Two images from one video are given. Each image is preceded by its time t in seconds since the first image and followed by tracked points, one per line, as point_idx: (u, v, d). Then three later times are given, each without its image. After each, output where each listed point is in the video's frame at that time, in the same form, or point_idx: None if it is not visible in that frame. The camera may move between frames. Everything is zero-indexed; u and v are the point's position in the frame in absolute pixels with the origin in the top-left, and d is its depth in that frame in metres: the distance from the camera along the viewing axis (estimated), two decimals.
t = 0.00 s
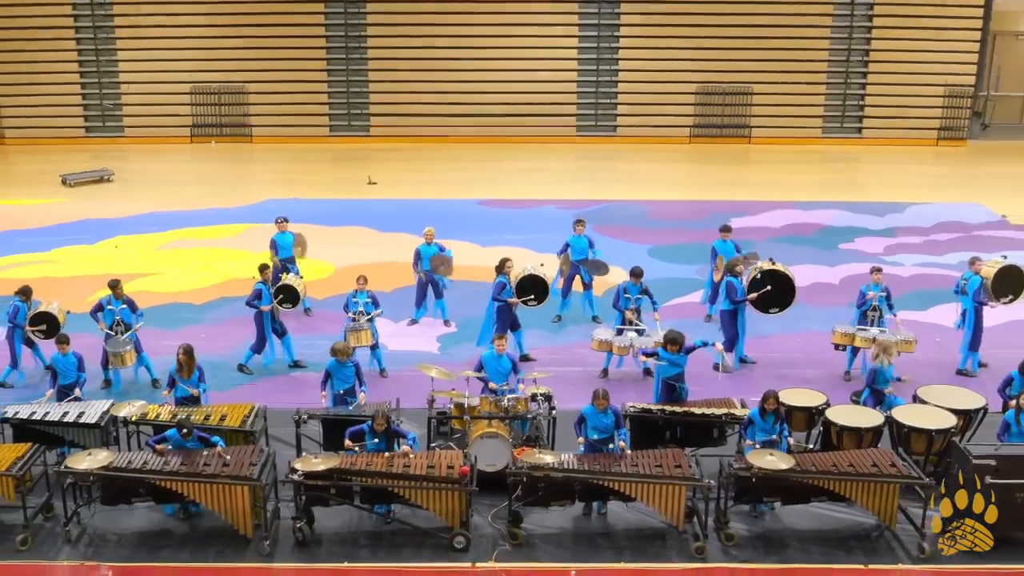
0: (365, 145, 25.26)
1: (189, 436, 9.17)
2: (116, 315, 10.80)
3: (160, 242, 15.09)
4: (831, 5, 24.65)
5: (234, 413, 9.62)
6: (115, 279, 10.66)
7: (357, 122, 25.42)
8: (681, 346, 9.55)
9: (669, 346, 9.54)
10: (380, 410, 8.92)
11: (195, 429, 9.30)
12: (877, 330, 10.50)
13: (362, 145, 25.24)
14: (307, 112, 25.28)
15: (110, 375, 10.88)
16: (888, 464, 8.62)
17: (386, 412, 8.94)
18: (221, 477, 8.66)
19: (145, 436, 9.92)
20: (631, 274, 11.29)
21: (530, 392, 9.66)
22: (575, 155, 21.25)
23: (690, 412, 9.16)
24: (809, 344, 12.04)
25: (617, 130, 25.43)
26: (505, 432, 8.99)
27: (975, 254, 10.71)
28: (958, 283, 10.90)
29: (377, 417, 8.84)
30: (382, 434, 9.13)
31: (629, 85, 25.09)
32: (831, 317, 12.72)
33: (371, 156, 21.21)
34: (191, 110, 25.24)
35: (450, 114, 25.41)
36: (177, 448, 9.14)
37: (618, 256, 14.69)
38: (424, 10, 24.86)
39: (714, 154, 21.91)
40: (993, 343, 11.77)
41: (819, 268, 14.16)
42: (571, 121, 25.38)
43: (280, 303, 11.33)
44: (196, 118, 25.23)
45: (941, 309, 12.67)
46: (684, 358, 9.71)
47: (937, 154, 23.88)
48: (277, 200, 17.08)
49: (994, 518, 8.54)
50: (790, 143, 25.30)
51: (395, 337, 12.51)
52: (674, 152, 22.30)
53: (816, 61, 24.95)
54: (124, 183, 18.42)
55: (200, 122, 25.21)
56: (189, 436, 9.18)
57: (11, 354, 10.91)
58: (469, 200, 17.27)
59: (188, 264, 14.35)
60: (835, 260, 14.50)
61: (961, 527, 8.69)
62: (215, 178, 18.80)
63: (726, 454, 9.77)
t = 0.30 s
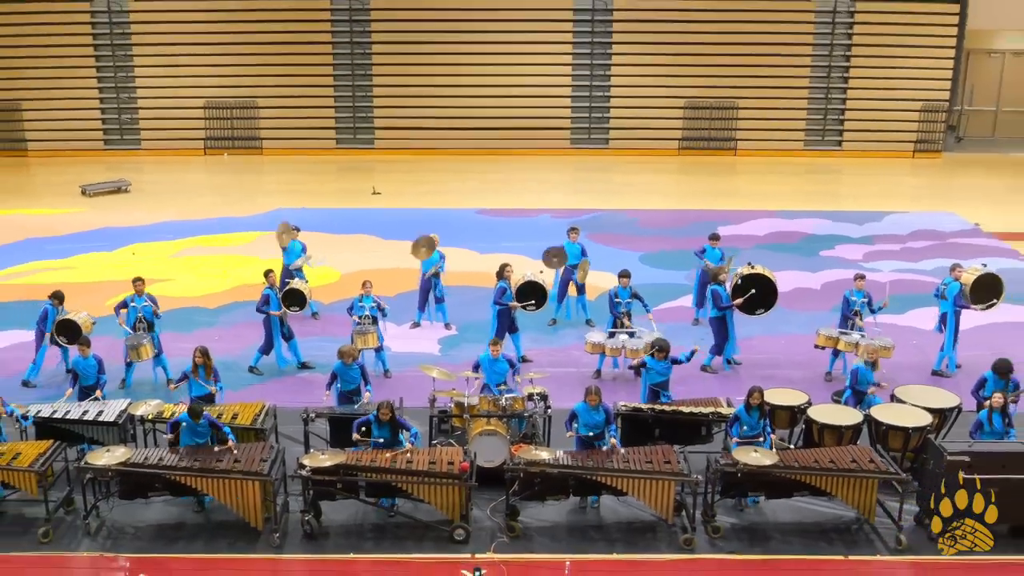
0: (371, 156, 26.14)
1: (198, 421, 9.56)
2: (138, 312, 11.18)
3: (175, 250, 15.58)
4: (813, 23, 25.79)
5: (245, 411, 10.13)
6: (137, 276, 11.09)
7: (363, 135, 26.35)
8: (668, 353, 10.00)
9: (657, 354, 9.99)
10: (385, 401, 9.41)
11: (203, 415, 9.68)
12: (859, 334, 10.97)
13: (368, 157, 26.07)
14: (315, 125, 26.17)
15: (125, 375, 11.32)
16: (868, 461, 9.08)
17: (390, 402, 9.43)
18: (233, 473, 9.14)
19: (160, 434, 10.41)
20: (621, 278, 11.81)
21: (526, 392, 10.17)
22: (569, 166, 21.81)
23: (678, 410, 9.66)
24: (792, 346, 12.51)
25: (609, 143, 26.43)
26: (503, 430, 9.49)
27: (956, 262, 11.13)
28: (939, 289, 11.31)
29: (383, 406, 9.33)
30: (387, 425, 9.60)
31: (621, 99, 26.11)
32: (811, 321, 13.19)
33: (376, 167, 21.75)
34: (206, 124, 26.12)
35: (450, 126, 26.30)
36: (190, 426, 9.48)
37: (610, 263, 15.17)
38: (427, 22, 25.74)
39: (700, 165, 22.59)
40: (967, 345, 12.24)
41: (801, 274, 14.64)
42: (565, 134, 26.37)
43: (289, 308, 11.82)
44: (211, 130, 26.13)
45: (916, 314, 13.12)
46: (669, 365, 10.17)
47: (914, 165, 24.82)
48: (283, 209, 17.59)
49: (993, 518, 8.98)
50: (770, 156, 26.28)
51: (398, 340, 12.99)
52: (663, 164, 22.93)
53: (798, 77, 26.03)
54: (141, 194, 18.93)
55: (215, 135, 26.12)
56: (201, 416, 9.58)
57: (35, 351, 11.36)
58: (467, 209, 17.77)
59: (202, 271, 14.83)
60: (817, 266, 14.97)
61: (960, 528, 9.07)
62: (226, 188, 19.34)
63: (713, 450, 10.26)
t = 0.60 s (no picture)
0: (376, 168, 27.03)
1: (211, 405, 10.09)
2: (159, 319, 11.68)
3: (190, 257, 16.12)
4: (794, 41, 26.54)
5: (256, 411, 10.70)
6: (160, 286, 11.61)
7: (368, 147, 27.25)
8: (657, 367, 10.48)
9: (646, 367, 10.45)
10: (390, 397, 9.95)
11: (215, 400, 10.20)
12: (836, 338, 11.52)
13: (371, 169, 26.99)
14: (323, 138, 27.08)
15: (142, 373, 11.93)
16: (846, 457, 9.59)
17: (394, 398, 9.96)
18: (246, 468, 9.67)
19: (175, 432, 10.95)
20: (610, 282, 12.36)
21: (523, 391, 10.74)
22: (562, 178, 22.40)
23: (666, 409, 10.20)
24: (775, 348, 13.02)
25: (601, 156, 27.43)
26: (501, 428, 10.08)
27: (930, 267, 11.66)
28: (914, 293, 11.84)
29: (387, 399, 9.82)
30: (393, 417, 10.09)
31: (612, 114, 27.04)
32: (793, 324, 13.68)
33: (383, 178, 22.31)
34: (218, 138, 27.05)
35: (447, 139, 27.26)
36: (205, 406, 10.07)
37: (603, 270, 15.68)
38: (430, 36, 26.58)
39: (689, 177, 23.25)
40: (943, 347, 12.76)
41: (782, 280, 15.18)
42: (560, 147, 27.34)
43: (296, 311, 12.43)
44: (224, 143, 27.05)
45: (895, 317, 13.63)
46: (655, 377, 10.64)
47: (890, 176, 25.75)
48: (294, 219, 18.14)
49: (993, 516, 9.55)
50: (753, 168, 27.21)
51: (401, 342, 13.52)
52: (651, 176, 23.54)
53: (782, 93, 26.92)
54: (157, 204, 19.50)
55: (228, 147, 27.05)
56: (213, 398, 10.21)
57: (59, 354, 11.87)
58: (465, 218, 18.31)
59: (216, 277, 15.36)
60: (800, 272, 15.49)
61: (959, 527, 9.53)
62: (240, 199, 19.93)
63: (699, 447, 10.79)
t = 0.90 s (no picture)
0: (375, 169, 26.95)
1: (219, 403, 10.04)
2: (154, 315, 11.56)
3: (187, 258, 16.04)
4: (796, 41, 26.52)
5: (254, 414, 10.65)
6: (160, 281, 11.60)
7: (367, 147, 27.20)
8: (655, 360, 10.45)
9: (645, 360, 10.42)
10: (391, 392, 9.90)
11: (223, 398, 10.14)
12: (839, 338, 11.45)
13: (371, 169, 26.92)
14: (325, 137, 27.03)
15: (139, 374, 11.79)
16: (848, 459, 9.51)
17: (396, 393, 9.91)
18: (243, 471, 9.58)
19: (172, 434, 10.87)
20: (616, 281, 12.28)
21: (523, 393, 10.66)
22: (561, 178, 22.34)
23: (669, 411, 10.12)
24: (776, 349, 12.93)
25: (602, 156, 27.39)
26: (501, 430, 9.97)
27: (933, 269, 11.58)
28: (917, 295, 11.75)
29: (388, 396, 9.82)
30: (394, 414, 10.03)
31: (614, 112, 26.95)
32: (795, 326, 13.60)
33: (382, 179, 22.25)
34: (214, 137, 26.99)
35: (450, 139, 27.19)
36: (210, 405, 10.00)
37: (605, 271, 15.60)
38: (429, 36, 26.48)
39: (689, 177, 23.20)
40: (947, 349, 12.67)
41: (785, 281, 15.09)
42: (560, 147, 27.29)
43: (293, 311, 12.31)
44: (221, 143, 27.00)
45: (899, 320, 13.51)
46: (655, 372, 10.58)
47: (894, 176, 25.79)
48: (294, 219, 18.05)
49: (993, 518, 9.46)
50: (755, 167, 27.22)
51: (399, 344, 13.44)
52: (651, 177, 23.49)
53: (780, 94, 26.88)
54: (155, 204, 19.44)
55: (225, 147, 26.97)
56: (219, 398, 10.10)
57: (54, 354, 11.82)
58: (464, 219, 18.22)
59: (213, 279, 15.26)
60: (801, 273, 15.40)
61: (960, 528, 9.47)
62: (238, 198, 19.88)
63: (701, 449, 10.71)
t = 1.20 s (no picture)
0: (371, 164, 26.06)
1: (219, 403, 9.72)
2: (140, 319, 11.23)
3: (174, 257, 15.63)
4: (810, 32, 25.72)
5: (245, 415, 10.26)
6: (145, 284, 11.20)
7: (361, 141, 26.23)
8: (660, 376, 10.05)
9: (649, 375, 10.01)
10: (390, 388, 9.51)
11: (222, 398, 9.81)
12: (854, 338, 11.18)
13: (366, 164, 26.01)
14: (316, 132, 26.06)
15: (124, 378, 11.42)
16: (863, 465, 9.13)
17: (395, 389, 9.52)
18: (233, 478, 9.18)
19: (160, 440, 10.47)
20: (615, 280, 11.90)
21: (525, 398, 10.24)
22: (563, 173, 21.93)
23: (676, 416, 9.73)
24: (787, 352, 12.55)
25: (607, 150, 26.31)
26: (501, 435, 9.50)
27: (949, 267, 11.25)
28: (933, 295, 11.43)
29: (388, 392, 9.46)
30: (393, 412, 9.68)
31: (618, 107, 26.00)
32: (806, 327, 13.24)
33: (376, 174, 21.81)
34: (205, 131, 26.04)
35: (449, 133, 26.29)
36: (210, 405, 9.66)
37: (608, 269, 15.21)
38: (427, 28, 25.85)
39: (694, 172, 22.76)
40: (965, 352, 12.31)
41: (797, 280, 14.73)
42: (564, 141, 26.22)
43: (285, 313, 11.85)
44: (210, 136, 26.03)
45: (915, 321, 13.16)
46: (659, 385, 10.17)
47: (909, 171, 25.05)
48: (285, 216, 17.64)
49: (993, 518, 8.99)
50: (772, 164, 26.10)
51: (396, 345, 13.04)
52: (656, 171, 23.02)
53: (792, 86, 25.94)
54: (141, 200, 19.03)
55: (213, 141, 26.00)
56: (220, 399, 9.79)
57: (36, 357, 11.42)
58: (464, 216, 17.84)
59: (202, 279, 14.85)
60: (814, 272, 15.02)
61: (960, 528, 9.06)
62: (227, 194, 19.48)
63: (709, 455, 10.33)
